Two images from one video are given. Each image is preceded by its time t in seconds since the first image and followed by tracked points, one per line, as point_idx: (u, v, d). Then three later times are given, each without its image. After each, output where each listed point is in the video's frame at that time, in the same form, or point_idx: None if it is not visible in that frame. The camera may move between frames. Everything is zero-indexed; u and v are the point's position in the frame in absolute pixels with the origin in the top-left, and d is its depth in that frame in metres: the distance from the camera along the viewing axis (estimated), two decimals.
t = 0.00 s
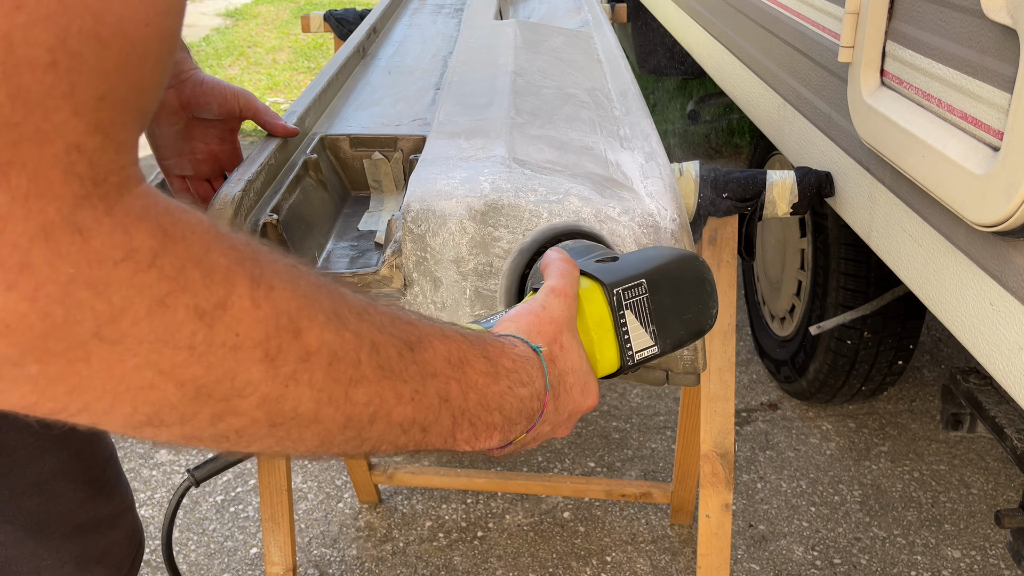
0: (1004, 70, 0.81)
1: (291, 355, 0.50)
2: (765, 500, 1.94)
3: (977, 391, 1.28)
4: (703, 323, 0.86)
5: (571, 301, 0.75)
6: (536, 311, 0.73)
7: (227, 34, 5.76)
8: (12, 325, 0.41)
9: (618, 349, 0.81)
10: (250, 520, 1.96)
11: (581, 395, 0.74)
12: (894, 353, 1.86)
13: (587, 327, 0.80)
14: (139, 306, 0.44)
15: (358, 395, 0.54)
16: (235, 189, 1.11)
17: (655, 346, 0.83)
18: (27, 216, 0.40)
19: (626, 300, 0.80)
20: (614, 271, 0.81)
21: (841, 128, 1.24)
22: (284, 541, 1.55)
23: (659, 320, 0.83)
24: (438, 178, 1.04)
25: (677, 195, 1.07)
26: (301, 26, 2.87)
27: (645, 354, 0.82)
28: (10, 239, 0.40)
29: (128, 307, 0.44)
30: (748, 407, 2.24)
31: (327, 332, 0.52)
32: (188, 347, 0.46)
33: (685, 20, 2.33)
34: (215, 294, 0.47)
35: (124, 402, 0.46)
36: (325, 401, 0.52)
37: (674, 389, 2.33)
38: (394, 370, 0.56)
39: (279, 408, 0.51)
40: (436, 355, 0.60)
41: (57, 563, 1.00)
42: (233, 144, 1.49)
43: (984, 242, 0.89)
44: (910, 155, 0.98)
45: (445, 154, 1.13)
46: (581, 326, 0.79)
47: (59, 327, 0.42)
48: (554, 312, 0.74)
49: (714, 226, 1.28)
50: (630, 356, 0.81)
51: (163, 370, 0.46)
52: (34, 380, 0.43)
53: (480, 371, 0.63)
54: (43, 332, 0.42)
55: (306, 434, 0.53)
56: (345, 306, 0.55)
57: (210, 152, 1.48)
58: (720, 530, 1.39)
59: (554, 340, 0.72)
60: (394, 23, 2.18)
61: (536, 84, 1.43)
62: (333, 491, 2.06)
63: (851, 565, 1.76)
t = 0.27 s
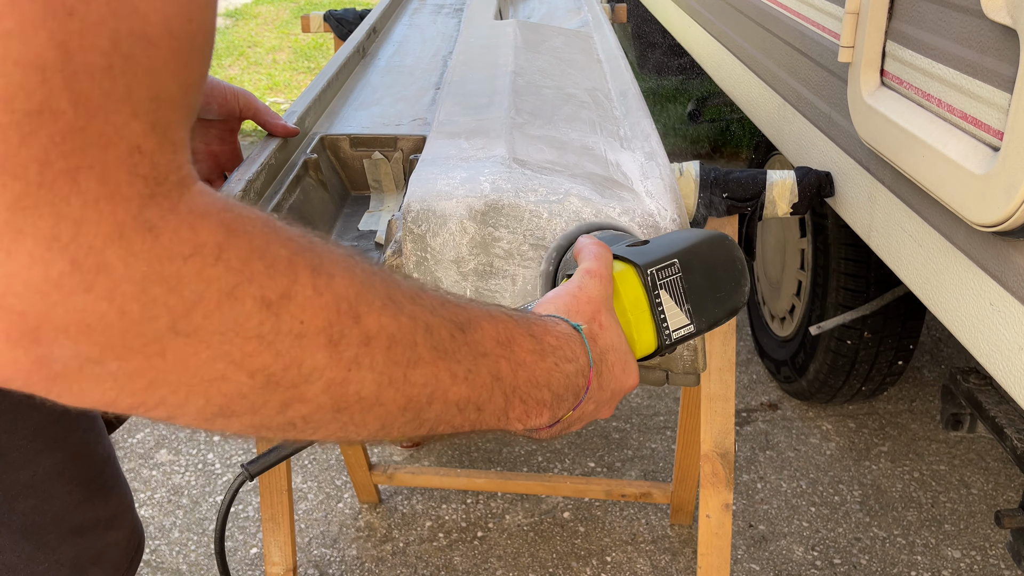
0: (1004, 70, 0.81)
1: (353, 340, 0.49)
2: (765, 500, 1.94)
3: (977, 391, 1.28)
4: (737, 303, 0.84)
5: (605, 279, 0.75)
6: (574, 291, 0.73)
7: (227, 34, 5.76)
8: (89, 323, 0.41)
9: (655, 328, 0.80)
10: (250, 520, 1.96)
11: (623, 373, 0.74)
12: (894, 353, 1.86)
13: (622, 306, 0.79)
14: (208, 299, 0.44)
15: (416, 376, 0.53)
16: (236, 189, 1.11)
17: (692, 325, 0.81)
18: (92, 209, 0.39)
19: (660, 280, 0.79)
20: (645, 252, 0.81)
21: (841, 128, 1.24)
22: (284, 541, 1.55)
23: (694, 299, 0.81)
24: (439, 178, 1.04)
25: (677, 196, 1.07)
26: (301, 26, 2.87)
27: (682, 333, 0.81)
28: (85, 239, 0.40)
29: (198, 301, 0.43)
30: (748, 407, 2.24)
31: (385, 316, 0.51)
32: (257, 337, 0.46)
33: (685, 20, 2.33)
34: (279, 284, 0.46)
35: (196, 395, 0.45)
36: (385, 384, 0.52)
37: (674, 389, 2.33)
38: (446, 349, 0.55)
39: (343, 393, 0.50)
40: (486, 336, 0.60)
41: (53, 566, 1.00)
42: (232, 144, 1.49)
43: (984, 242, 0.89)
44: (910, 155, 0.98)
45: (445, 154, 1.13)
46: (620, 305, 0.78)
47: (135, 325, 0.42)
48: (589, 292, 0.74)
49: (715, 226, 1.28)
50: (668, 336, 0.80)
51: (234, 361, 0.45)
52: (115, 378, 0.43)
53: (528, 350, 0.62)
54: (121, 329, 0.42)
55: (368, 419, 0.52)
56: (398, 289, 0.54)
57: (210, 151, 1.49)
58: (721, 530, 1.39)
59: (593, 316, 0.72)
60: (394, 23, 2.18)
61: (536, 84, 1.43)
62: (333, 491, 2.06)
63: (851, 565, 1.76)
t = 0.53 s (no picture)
0: (1004, 70, 0.81)
1: (310, 316, 0.50)
2: (765, 500, 1.94)
3: (977, 391, 1.28)
4: (718, 293, 0.85)
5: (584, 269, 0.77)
6: (550, 280, 0.74)
7: (227, 34, 5.76)
8: (33, 293, 0.41)
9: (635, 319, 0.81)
10: (250, 520, 1.96)
11: (603, 364, 0.74)
12: (894, 353, 1.86)
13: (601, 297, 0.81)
14: (159, 270, 0.44)
15: (378, 356, 0.54)
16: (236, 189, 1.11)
17: (672, 317, 0.83)
18: (39, 182, 0.40)
19: (638, 272, 0.81)
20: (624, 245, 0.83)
21: (841, 128, 1.24)
22: (284, 540, 1.55)
23: (673, 291, 0.83)
24: (438, 178, 1.04)
25: (676, 196, 1.07)
26: (301, 26, 2.87)
27: (663, 325, 0.82)
28: (25, 208, 0.40)
29: (146, 272, 0.44)
30: (748, 408, 2.24)
31: (345, 293, 0.52)
32: (208, 311, 0.46)
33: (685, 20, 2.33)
34: (231, 258, 0.47)
35: (147, 371, 0.46)
36: (346, 362, 0.52)
37: (674, 389, 2.33)
38: (411, 327, 0.56)
39: (302, 370, 0.50)
40: (454, 317, 0.60)
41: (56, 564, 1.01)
42: (232, 144, 1.49)
43: (984, 241, 0.89)
44: (910, 155, 0.98)
45: (445, 154, 1.13)
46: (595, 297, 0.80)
47: (80, 297, 0.42)
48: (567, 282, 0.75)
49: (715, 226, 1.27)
50: (648, 328, 0.81)
51: (184, 336, 0.45)
52: (59, 352, 0.43)
53: (498, 333, 0.63)
54: (65, 302, 0.42)
55: (330, 401, 0.53)
56: (360, 269, 0.55)
57: (209, 152, 1.47)
58: (721, 530, 1.39)
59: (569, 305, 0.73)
60: (394, 23, 2.18)
61: (536, 84, 1.43)
62: (333, 491, 2.06)
63: (851, 565, 1.76)
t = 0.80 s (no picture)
0: (1004, 70, 0.80)
1: (336, 217, 0.49)
2: (765, 500, 1.94)
3: (977, 391, 1.28)
4: (720, 235, 0.90)
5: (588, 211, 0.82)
6: (558, 220, 0.80)
7: (227, 34, 5.75)
8: (55, 182, 0.39)
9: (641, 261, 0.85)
10: (250, 520, 1.96)
11: (616, 302, 0.79)
12: (894, 353, 1.86)
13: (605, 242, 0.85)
14: (183, 158, 0.42)
15: (406, 266, 0.53)
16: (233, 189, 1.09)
17: (676, 258, 0.87)
18: (60, 67, 0.38)
19: (640, 215, 0.86)
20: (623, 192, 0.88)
21: (841, 128, 1.24)
22: (283, 540, 1.54)
23: (675, 233, 0.87)
24: (438, 178, 1.03)
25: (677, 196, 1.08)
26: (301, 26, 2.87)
27: (668, 267, 0.86)
28: (46, 89, 0.38)
29: (172, 160, 0.42)
30: (748, 407, 2.24)
31: (367, 199, 0.51)
32: (235, 205, 0.44)
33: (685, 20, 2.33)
34: (255, 151, 0.45)
35: (176, 271, 0.43)
36: (374, 269, 0.51)
37: (674, 389, 2.33)
38: (434, 240, 0.56)
39: (330, 276, 0.49)
40: (473, 234, 0.61)
41: (51, 561, 1.00)
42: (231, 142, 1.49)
43: (984, 242, 0.89)
44: (910, 154, 0.97)
45: (444, 155, 1.13)
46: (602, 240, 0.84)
47: (103, 182, 0.40)
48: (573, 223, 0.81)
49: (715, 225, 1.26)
50: (655, 269, 0.86)
51: (214, 233, 0.44)
52: (84, 249, 0.41)
53: (519, 255, 0.65)
54: (88, 190, 0.40)
55: (359, 313, 0.51)
56: (380, 178, 0.55)
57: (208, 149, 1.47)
58: (721, 531, 1.39)
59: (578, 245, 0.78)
60: (394, 23, 2.18)
61: (535, 84, 1.43)
62: (333, 491, 2.06)
63: (851, 565, 1.76)
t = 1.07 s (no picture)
0: (1004, 70, 0.80)
1: (360, 171, 0.52)
2: (765, 500, 1.94)
3: (978, 392, 1.27)
4: (721, 190, 0.95)
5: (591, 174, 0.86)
6: (564, 185, 0.84)
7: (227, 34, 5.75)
8: (95, 137, 0.41)
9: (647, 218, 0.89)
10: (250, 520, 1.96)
11: (628, 262, 0.82)
12: (894, 353, 1.86)
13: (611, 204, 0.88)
14: (215, 113, 0.44)
15: (428, 221, 0.56)
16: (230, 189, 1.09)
17: (681, 214, 0.91)
18: (96, 25, 0.40)
19: (641, 174, 0.90)
20: (623, 157, 0.92)
21: (841, 128, 1.23)
22: (283, 540, 1.54)
23: (677, 190, 0.91)
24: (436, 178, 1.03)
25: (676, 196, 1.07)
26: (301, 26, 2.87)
27: (674, 224, 0.90)
28: (84, 46, 0.40)
29: (205, 115, 0.44)
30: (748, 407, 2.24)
31: (388, 155, 0.54)
32: (264, 157, 0.46)
33: (685, 19, 2.32)
34: (281, 107, 0.48)
35: (208, 226, 0.46)
36: (400, 223, 0.54)
37: (674, 389, 2.33)
38: (454, 198, 0.59)
39: (358, 229, 0.52)
40: (488, 195, 0.65)
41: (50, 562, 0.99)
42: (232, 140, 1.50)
43: (984, 242, 0.88)
44: (910, 154, 0.97)
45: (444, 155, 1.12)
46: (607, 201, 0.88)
47: (141, 137, 0.42)
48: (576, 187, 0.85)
49: (715, 226, 1.26)
50: (662, 227, 0.89)
51: (245, 186, 0.46)
52: (122, 204, 0.43)
53: (531, 214, 0.69)
54: (125, 144, 0.42)
55: (385, 267, 0.54)
56: (397, 139, 0.58)
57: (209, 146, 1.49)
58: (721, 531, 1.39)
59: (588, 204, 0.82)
60: (394, 23, 2.18)
61: (535, 84, 1.43)
62: (333, 491, 2.06)
63: (852, 565, 1.76)
